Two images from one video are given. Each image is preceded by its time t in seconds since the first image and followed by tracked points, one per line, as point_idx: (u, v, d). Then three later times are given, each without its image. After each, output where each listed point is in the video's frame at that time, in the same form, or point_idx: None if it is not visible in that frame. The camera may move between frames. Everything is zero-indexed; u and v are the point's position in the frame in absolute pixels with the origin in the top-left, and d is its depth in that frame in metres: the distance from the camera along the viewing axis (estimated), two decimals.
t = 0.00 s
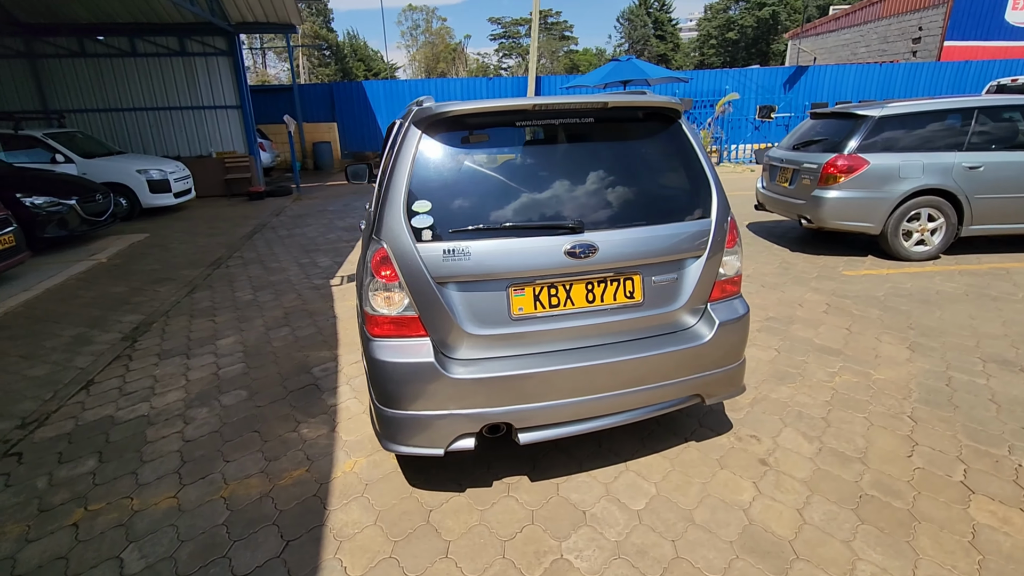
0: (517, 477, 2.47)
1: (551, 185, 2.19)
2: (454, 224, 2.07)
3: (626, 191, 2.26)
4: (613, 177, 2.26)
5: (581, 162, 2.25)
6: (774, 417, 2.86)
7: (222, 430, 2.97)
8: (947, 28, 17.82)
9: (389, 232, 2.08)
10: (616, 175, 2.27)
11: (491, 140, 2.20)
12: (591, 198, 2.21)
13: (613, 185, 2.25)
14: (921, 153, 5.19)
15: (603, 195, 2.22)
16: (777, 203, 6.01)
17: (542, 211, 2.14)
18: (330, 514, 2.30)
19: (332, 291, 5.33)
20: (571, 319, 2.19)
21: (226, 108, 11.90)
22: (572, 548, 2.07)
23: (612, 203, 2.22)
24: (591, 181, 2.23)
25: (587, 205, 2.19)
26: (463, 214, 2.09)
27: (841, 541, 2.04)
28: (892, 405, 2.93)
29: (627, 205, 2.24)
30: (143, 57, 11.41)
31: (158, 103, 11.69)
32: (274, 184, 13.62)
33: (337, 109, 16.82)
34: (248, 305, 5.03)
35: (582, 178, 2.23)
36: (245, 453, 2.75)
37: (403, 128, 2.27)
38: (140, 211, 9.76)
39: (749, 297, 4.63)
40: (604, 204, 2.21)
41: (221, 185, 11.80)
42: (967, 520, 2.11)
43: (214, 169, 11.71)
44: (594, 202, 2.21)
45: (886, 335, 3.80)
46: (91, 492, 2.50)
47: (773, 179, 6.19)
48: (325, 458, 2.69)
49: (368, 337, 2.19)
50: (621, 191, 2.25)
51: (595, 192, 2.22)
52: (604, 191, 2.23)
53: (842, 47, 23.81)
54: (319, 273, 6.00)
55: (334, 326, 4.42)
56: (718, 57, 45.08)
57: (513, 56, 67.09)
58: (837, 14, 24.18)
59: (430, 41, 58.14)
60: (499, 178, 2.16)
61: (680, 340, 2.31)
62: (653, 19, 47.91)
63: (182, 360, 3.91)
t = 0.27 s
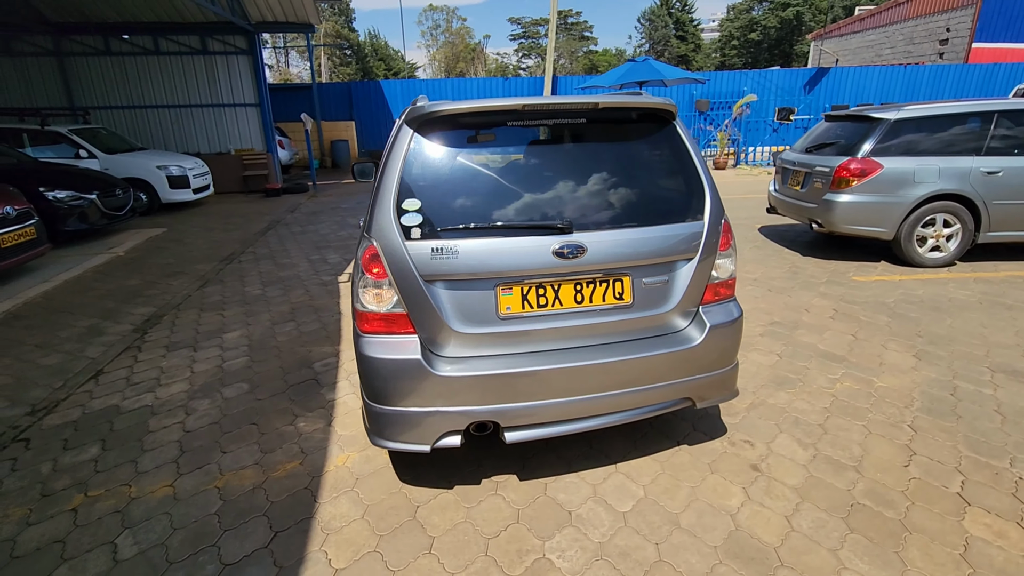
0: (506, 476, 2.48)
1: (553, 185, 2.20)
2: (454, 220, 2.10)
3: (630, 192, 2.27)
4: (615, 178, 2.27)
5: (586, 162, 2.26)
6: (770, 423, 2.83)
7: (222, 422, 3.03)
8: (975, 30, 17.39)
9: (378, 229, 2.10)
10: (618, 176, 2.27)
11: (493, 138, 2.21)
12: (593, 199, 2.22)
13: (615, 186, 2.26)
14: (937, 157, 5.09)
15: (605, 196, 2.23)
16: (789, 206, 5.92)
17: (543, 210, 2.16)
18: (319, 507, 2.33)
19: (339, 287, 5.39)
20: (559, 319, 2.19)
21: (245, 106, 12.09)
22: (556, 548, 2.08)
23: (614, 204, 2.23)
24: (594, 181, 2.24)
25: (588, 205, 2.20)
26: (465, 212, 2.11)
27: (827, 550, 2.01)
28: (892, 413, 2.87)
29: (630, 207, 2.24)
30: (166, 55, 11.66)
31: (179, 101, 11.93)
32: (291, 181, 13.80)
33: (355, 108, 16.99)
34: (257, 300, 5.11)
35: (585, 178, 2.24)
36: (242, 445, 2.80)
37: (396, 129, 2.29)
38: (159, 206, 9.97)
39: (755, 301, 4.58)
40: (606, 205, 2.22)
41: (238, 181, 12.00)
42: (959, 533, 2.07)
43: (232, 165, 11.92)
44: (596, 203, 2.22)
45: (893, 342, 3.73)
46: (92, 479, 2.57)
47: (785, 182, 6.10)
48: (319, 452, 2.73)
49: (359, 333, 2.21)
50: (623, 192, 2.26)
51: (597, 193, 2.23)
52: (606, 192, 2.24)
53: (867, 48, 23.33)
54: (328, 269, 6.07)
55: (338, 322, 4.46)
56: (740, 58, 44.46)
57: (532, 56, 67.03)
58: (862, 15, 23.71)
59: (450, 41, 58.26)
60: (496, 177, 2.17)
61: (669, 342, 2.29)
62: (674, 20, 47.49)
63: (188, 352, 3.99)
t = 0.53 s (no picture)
0: (490, 473, 2.51)
1: (553, 187, 2.24)
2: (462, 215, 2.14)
3: (628, 194, 2.30)
4: (613, 181, 2.30)
5: (585, 165, 2.30)
6: (759, 428, 2.82)
7: (219, 412, 3.11)
8: (1004, 34, 17.00)
9: (365, 227, 2.15)
10: (617, 179, 2.31)
11: (488, 139, 2.26)
12: (592, 201, 2.25)
13: (613, 189, 2.29)
14: (949, 164, 5.00)
15: (604, 198, 2.26)
16: (797, 212, 5.85)
17: (543, 211, 2.20)
18: (304, 498, 2.38)
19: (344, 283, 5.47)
20: (542, 319, 2.22)
21: (263, 104, 12.30)
22: (532, 545, 2.10)
23: (612, 206, 2.26)
24: (592, 184, 2.28)
25: (587, 207, 2.23)
26: (463, 212, 2.15)
27: (803, 556, 2.01)
28: (885, 422, 2.84)
29: (627, 209, 2.27)
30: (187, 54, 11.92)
31: (200, 98, 12.19)
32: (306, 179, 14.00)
33: (371, 107, 17.16)
34: (263, 294, 5.21)
35: (583, 180, 2.27)
36: (236, 435, 2.87)
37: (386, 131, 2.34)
38: (177, 201, 10.19)
39: (756, 306, 4.54)
40: (604, 207, 2.25)
41: (255, 178, 12.21)
42: (939, 543, 2.05)
43: (249, 162, 12.13)
44: (594, 205, 2.25)
45: (893, 350, 3.68)
46: (90, 463, 2.66)
47: (794, 187, 6.03)
48: (310, 444, 2.79)
49: (346, 328, 2.25)
50: (621, 195, 2.29)
51: (595, 195, 2.26)
52: (604, 194, 2.27)
53: (891, 51, 22.90)
54: (335, 266, 6.16)
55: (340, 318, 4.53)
56: (762, 61, 43.87)
57: (552, 57, 66.93)
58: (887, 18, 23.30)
59: (470, 41, 58.37)
60: (493, 179, 2.20)
61: (653, 344, 2.30)
62: (695, 21, 47.06)
63: (193, 344, 4.09)
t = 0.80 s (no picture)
0: (478, 470, 2.54)
1: (554, 189, 2.26)
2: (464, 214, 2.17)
3: (629, 197, 2.32)
4: (615, 184, 2.33)
5: (587, 168, 2.33)
6: (751, 434, 2.80)
7: (219, 404, 3.18)
8: None
9: (357, 226, 2.19)
10: (618, 182, 2.33)
11: (482, 140, 2.29)
12: (592, 203, 2.28)
13: (614, 192, 2.32)
14: (962, 170, 4.92)
15: (604, 201, 2.29)
16: (807, 217, 5.77)
17: (545, 212, 2.22)
18: (295, 490, 2.43)
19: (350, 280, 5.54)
20: (529, 319, 2.24)
21: (280, 102, 12.48)
22: (514, 544, 2.12)
23: (613, 208, 2.29)
24: (594, 186, 2.30)
25: (588, 209, 2.26)
26: (469, 211, 2.18)
27: (785, 563, 2.00)
28: (880, 431, 2.81)
29: (627, 212, 2.29)
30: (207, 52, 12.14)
31: (219, 95, 12.40)
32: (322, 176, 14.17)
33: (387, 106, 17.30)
34: (271, 289, 5.30)
35: (585, 183, 2.30)
36: (234, 427, 2.93)
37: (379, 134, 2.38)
38: (194, 196, 10.39)
39: (760, 312, 4.50)
40: (605, 209, 2.28)
41: (271, 175, 12.39)
42: (925, 555, 2.02)
43: (266, 159, 12.32)
44: (595, 207, 2.27)
45: (896, 359, 3.62)
46: (93, 451, 2.74)
47: (805, 192, 5.95)
48: (305, 438, 2.84)
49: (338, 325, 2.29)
50: (622, 198, 2.31)
51: (596, 198, 2.28)
52: (605, 197, 2.30)
53: (916, 54, 22.42)
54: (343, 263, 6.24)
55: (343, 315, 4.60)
56: (785, 62, 43.22)
57: (571, 57, 66.75)
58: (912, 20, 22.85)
59: (489, 41, 58.47)
60: (494, 179, 2.23)
61: (641, 346, 2.31)
62: (716, 22, 46.57)
63: (199, 336, 4.19)
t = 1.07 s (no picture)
0: (468, 471, 2.52)
1: (556, 189, 2.25)
2: (450, 214, 2.15)
3: (631, 199, 2.29)
4: (618, 186, 2.30)
5: (589, 169, 2.31)
6: (748, 441, 2.75)
7: (217, 399, 3.21)
8: None
9: (347, 224, 2.19)
10: (620, 184, 2.31)
11: (470, 140, 2.28)
12: (594, 204, 2.26)
13: (616, 193, 2.29)
14: (979, 173, 4.79)
15: (606, 202, 2.27)
16: (819, 220, 5.66)
17: (546, 212, 2.20)
18: (285, 487, 2.44)
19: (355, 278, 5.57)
20: (519, 320, 2.22)
21: (295, 100, 12.60)
22: (498, 546, 2.10)
23: (614, 210, 2.26)
24: (596, 187, 2.29)
25: (590, 210, 2.24)
26: (466, 210, 2.16)
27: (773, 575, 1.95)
28: (882, 441, 2.74)
29: (629, 214, 2.27)
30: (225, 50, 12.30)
31: (235, 93, 12.56)
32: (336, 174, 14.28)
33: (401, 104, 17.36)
34: (277, 286, 5.34)
35: (588, 184, 2.28)
36: (230, 422, 2.96)
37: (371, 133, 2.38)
38: (209, 192, 10.54)
39: (766, 316, 4.43)
40: (606, 211, 2.25)
41: (285, 172, 12.52)
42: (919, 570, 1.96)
43: (280, 157, 12.44)
44: (597, 208, 2.25)
45: (904, 367, 3.53)
46: (91, 442, 2.78)
47: (817, 195, 5.84)
48: (299, 434, 2.85)
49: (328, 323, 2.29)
50: (624, 200, 2.29)
51: (598, 199, 2.26)
52: (607, 198, 2.28)
53: (940, 55, 21.93)
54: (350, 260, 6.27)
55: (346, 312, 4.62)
56: (806, 63, 42.58)
57: (588, 57, 66.46)
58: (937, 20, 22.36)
59: (507, 41, 58.45)
60: (489, 178, 2.22)
61: (633, 350, 2.28)
62: (736, 22, 46.02)
63: (203, 331, 4.23)
